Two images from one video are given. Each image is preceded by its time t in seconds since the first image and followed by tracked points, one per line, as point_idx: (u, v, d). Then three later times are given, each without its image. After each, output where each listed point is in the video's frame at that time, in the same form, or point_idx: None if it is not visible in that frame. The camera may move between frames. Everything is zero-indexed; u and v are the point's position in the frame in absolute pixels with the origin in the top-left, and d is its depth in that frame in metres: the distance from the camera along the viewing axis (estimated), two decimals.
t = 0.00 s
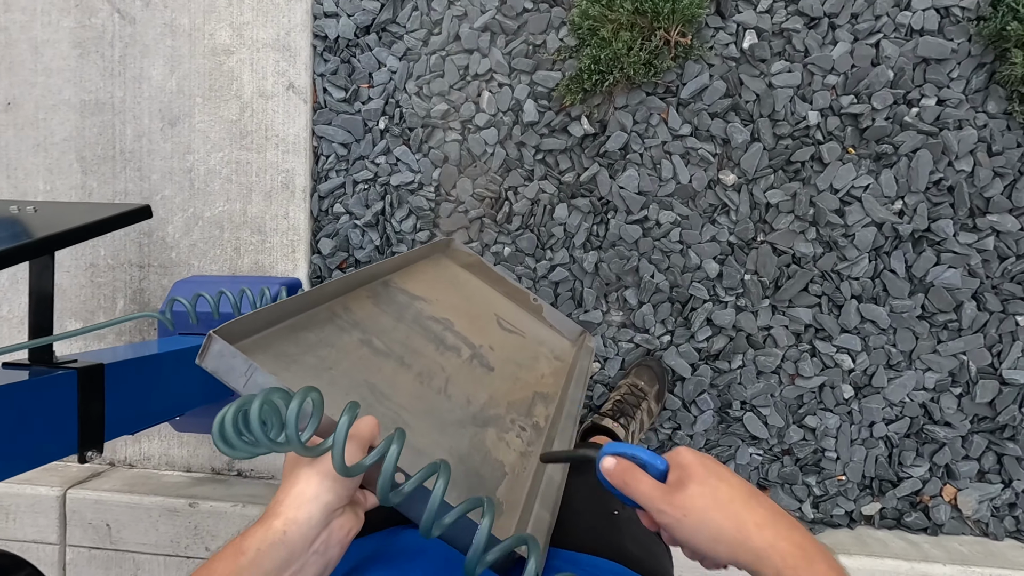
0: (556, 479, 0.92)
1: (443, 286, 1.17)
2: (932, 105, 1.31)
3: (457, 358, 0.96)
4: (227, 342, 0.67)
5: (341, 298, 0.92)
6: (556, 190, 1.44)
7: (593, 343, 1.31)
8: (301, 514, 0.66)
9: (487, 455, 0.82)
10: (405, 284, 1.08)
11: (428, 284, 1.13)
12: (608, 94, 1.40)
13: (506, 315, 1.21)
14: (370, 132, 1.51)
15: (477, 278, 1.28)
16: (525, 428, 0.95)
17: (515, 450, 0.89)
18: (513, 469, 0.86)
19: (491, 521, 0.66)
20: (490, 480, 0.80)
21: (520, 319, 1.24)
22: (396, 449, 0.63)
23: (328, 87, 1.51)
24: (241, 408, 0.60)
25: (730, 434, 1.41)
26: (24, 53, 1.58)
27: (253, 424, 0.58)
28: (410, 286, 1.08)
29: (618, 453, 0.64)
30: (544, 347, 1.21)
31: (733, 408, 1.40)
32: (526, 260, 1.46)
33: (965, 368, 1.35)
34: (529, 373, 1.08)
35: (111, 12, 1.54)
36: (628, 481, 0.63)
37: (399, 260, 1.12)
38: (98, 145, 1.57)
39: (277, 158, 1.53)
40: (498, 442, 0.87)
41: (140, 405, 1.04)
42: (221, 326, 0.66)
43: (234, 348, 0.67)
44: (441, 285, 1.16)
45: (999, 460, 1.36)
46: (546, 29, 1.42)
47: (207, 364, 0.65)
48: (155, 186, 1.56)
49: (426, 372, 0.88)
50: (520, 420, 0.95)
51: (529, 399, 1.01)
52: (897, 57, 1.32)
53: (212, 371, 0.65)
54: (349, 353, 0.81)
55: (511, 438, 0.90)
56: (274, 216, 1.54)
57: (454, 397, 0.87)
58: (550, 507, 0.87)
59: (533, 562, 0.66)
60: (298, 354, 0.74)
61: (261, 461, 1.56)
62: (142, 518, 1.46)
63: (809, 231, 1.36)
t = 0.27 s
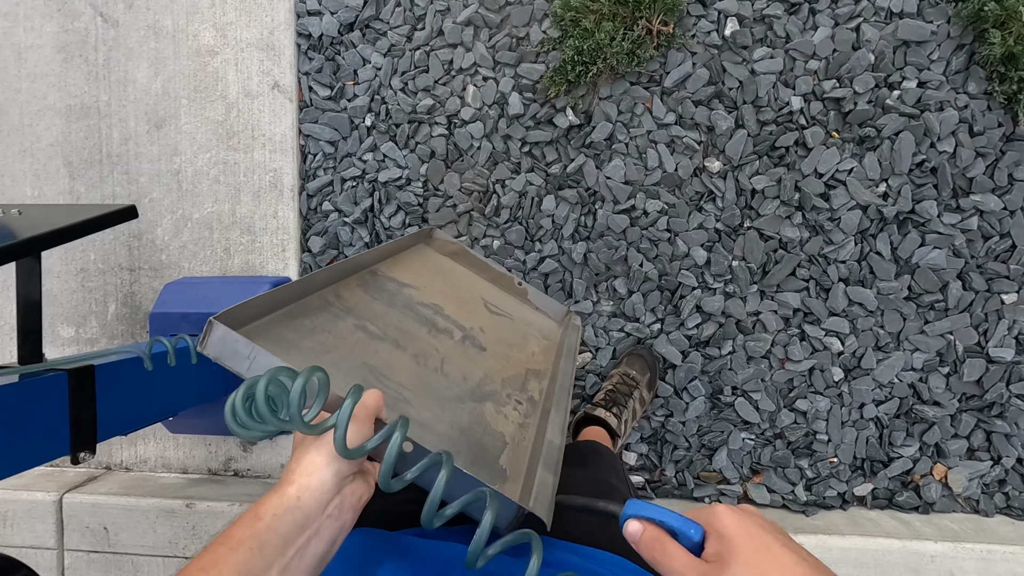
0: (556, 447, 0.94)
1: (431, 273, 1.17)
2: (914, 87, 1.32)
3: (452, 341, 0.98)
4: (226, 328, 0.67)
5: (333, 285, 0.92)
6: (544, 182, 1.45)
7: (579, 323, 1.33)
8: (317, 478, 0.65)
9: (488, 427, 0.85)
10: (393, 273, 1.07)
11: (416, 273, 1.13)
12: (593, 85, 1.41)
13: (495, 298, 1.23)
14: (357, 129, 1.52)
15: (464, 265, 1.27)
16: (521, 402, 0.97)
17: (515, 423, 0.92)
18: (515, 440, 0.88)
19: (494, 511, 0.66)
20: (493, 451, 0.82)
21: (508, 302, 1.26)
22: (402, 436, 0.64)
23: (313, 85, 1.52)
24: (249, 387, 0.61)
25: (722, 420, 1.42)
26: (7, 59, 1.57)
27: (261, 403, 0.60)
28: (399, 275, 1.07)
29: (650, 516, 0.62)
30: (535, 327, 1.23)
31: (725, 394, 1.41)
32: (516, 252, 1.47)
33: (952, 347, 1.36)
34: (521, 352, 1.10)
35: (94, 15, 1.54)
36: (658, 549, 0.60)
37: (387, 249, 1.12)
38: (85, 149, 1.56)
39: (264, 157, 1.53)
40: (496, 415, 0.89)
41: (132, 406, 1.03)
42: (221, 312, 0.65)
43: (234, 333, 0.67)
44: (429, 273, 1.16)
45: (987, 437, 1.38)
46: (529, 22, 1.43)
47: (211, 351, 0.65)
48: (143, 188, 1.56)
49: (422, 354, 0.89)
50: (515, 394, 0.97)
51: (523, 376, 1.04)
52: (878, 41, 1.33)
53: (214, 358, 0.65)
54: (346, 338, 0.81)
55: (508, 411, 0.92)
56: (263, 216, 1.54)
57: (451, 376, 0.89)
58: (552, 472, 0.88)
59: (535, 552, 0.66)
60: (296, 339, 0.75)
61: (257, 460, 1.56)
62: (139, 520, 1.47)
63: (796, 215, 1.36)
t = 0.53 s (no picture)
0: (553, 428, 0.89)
1: (420, 269, 1.16)
2: (898, 70, 1.32)
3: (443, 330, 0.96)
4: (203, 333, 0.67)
5: (315, 286, 0.90)
6: (530, 176, 1.44)
7: (577, 304, 1.31)
8: (294, 474, 0.64)
9: (482, 411, 0.83)
10: (380, 270, 1.07)
11: (404, 269, 1.12)
12: (576, 77, 1.40)
13: (487, 288, 1.21)
14: (342, 128, 1.51)
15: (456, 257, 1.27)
16: (518, 385, 0.94)
17: (512, 407, 0.89)
18: (510, 424, 0.84)
19: (479, 493, 0.65)
20: (486, 436, 0.79)
21: (501, 291, 1.24)
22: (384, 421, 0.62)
23: (296, 86, 1.50)
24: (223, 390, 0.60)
25: (716, 410, 1.42)
26: None
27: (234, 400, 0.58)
28: (387, 271, 1.08)
29: (597, 490, 0.67)
30: (531, 311, 1.21)
31: (718, 383, 1.41)
32: (505, 248, 1.46)
33: (943, 330, 1.36)
34: (516, 336, 1.08)
35: (72, 22, 1.52)
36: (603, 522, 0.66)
37: (371, 248, 1.10)
38: (69, 157, 1.55)
39: (249, 160, 1.52)
40: (491, 401, 0.86)
41: (123, 414, 1.02)
42: (193, 316, 0.64)
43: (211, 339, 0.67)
44: (419, 268, 1.16)
45: (981, 419, 1.38)
46: (511, 16, 1.42)
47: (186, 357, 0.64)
48: (129, 195, 1.55)
49: (412, 344, 0.88)
50: (511, 377, 0.95)
51: (518, 359, 1.01)
52: (861, 24, 1.32)
53: (192, 364, 0.64)
54: (330, 333, 0.81)
55: (504, 395, 0.90)
56: (250, 219, 1.53)
57: (442, 362, 0.87)
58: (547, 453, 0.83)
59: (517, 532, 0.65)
60: (277, 340, 0.74)
61: (251, 464, 1.56)
62: (135, 529, 1.46)
63: (784, 202, 1.36)
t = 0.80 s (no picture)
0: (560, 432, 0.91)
1: (427, 269, 1.16)
2: (891, 57, 1.32)
3: (448, 331, 0.97)
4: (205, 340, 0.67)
5: (320, 289, 0.90)
6: (527, 173, 1.44)
7: (584, 302, 1.30)
8: (294, 485, 0.64)
9: (490, 414, 0.83)
10: (384, 270, 1.07)
11: (407, 269, 1.12)
12: (570, 73, 1.40)
13: (493, 288, 1.21)
14: (337, 131, 1.51)
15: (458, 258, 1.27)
16: (524, 386, 0.95)
17: (520, 408, 0.90)
18: (517, 426, 0.85)
19: (485, 488, 0.65)
20: (493, 440, 0.79)
21: (507, 291, 1.24)
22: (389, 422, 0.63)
23: (290, 89, 1.51)
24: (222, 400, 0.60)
25: (718, 401, 1.42)
26: None
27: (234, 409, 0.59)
28: (390, 271, 1.07)
29: (603, 436, 0.80)
30: (536, 310, 1.22)
31: (720, 374, 1.41)
32: (503, 245, 1.46)
33: (943, 316, 1.36)
34: (521, 336, 1.08)
35: (65, 31, 1.52)
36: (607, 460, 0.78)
37: (379, 248, 1.10)
38: (66, 167, 1.55)
39: (246, 164, 1.53)
40: (498, 404, 0.87)
41: (127, 420, 1.02)
42: (194, 324, 0.64)
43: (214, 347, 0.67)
44: (422, 268, 1.15)
45: (983, 404, 1.38)
46: (503, 13, 1.42)
47: (188, 364, 0.65)
48: (127, 203, 1.55)
49: (417, 346, 0.88)
50: (518, 380, 0.95)
51: (524, 360, 1.01)
52: (853, 12, 1.32)
53: (195, 372, 0.65)
54: (334, 337, 0.81)
55: (511, 398, 0.90)
56: (248, 223, 1.54)
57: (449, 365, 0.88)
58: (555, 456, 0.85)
59: (525, 525, 0.65)
60: (280, 345, 0.74)
61: (257, 468, 1.56)
62: (142, 535, 1.46)
63: (780, 192, 1.36)
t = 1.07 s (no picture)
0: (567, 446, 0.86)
1: (429, 280, 1.13)
2: (882, 52, 1.32)
3: (447, 346, 0.92)
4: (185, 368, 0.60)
5: (316, 304, 0.86)
6: (520, 173, 1.44)
7: (591, 309, 1.27)
8: (263, 529, 0.55)
9: (488, 434, 0.78)
10: (383, 285, 1.03)
11: (407, 281, 1.08)
12: (562, 73, 1.40)
13: (496, 298, 1.19)
14: (331, 133, 1.51)
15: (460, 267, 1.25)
16: (527, 402, 0.90)
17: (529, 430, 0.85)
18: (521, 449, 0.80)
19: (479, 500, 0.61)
20: (490, 462, 0.74)
21: (510, 301, 1.22)
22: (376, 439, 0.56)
23: (283, 93, 1.51)
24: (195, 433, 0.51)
25: (715, 399, 1.42)
26: None
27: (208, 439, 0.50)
28: (390, 285, 1.03)
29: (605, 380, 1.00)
30: (540, 322, 1.18)
31: (716, 371, 1.42)
32: (498, 246, 1.47)
33: (938, 311, 1.36)
34: (525, 348, 1.04)
35: (59, 38, 1.52)
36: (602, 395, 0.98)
37: (381, 258, 1.08)
38: (62, 173, 1.56)
39: (240, 168, 1.53)
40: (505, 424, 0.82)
41: (125, 423, 1.02)
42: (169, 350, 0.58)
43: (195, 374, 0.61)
44: (424, 279, 1.12)
45: (980, 397, 1.38)
46: (494, 14, 1.42)
47: (166, 395, 0.57)
48: (123, 209, 1.55)
49: (414, 363, 0.83)
50: (520, 395, 0.90)
51: (529, 373, 0.97)
52: (844, 8, 1.32)
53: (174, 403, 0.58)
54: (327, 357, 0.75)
55: (512, 414, 0.85)
56: (244, 227, 1.54)
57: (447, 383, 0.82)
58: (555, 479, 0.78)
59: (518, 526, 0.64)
60: (268, 368, 0.68)
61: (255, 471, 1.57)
62: (142, 539, 1.47)
63: (774, 189, 1.36)
